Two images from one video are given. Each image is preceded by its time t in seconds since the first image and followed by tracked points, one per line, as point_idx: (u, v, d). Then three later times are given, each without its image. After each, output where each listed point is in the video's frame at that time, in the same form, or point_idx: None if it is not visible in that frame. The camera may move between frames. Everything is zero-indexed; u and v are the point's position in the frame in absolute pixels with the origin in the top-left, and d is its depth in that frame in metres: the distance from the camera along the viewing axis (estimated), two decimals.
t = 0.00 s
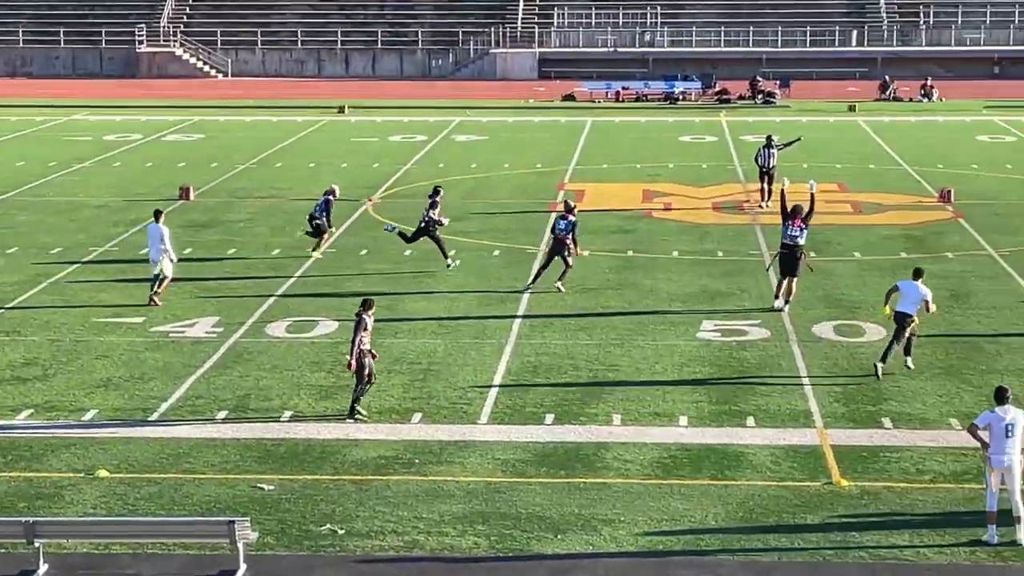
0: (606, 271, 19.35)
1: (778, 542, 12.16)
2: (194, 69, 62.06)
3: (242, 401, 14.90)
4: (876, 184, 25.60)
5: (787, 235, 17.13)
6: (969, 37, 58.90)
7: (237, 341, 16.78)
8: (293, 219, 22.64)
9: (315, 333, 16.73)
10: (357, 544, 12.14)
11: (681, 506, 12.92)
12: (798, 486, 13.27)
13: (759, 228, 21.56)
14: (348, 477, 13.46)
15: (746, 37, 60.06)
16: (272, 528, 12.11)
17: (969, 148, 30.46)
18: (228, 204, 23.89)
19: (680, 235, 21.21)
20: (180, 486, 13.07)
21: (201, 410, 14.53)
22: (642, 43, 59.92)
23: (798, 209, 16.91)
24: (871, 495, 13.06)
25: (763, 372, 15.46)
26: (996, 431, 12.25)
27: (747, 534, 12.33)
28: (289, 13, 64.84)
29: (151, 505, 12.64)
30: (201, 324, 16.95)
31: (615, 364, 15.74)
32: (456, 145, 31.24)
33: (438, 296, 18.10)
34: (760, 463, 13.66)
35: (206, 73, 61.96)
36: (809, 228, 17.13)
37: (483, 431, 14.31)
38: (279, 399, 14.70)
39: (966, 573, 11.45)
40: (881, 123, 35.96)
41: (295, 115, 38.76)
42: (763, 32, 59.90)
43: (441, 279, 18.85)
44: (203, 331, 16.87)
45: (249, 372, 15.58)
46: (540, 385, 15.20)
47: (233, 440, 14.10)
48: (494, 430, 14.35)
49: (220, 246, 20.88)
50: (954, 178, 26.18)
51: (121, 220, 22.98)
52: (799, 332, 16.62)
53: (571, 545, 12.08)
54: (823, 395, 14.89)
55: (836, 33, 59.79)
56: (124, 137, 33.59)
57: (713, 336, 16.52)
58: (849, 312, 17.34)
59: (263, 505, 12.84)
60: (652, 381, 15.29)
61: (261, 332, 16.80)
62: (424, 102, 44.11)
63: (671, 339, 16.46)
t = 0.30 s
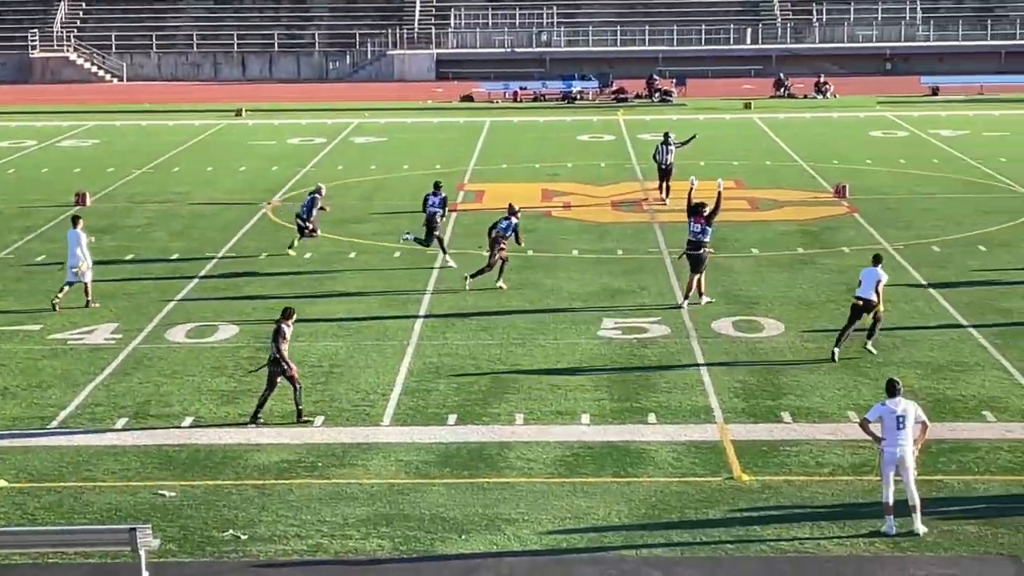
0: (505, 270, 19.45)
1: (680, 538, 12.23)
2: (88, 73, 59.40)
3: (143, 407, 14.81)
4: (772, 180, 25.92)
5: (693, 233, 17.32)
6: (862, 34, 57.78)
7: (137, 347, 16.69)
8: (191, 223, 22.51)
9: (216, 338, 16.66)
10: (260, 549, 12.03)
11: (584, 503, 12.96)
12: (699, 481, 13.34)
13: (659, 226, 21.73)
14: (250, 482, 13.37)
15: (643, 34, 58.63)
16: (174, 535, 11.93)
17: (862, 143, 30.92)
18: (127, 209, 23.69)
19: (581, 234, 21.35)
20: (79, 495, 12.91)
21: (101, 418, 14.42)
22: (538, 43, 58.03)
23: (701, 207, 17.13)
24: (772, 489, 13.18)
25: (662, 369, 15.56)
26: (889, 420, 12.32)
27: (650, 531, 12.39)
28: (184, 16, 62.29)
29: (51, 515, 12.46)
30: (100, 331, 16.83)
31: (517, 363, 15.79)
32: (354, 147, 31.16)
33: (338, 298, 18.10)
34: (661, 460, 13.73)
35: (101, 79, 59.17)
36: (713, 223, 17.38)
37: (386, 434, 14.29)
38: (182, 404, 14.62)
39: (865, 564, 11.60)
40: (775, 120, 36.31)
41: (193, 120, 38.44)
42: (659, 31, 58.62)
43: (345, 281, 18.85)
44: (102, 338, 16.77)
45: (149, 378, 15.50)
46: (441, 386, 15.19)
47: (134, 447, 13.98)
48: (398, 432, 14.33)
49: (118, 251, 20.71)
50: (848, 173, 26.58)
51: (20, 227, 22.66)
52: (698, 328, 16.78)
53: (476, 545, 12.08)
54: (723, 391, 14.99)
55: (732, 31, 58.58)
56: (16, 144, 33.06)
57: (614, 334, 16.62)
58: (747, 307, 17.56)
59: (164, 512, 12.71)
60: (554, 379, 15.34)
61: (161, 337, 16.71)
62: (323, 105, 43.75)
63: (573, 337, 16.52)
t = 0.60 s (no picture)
0: (417, 268, 19.48)
1: (594, 532, 12.23)
2: None
3: (55, 412, 14.67)
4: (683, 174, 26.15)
5: (615, 226, 17.50)
6: (769, 29, 57.71)
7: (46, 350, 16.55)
8: (98, 225, 22.30)
9: (126, 340, 16.56)
10: (173, 552, 11.88)
11: (499, 500, 12.94)
12: (613, 476, 13.37)
13: (571, 222, 21.93)
14: (161, 485, 13.24)
15: (551, 31, 57.79)
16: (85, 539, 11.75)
17: (771, 137, 31.26)
18: (34, 212, 23.41)
19: (496, 231, 21.41)
20: None
21: (10, 422, 14.28)
22: (447, 40, 57.37)
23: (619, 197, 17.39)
24: (685, 482, 13.22)
25: (574, 365, 15.60)
26: (797, 413, 12.27)
27: (564, 526, 12.39)
28: (88, 16, 60.30)
29: None
30: (8, 335, 16.66)
31: (429, 361, 15.80)
32: (261, 147, 31.01)
33: (250, 298, 18.04)
34: (575, 455, 13.75)
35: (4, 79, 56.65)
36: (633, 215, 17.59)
37: (299, 434, 14.22)
38: (93, 407, 14.52)
39: (777, 555, 11.68)
40: (683, 115, 36.55)
41: (98, 121, 37.96)
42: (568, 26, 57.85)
43: (259, 281, 18.80)
44: (9, 341, 16.61)
45: (58, 382, 15.36)
46: (353, 385, 15.16)
47: (44, 452, 13.84)
48: (311, 431, 14.27)
49: (26, 254, 20.47)
50: (757, 167, 26.86)
51: None
52: (609, 323, 16.88)
53: (390, 544, 12.03)
54: (635, 384, 15.07)
55: (641, 26, 57.99)
56: None
57: (526, 330, 16.66)
58: (658, 301, 17.70)
59: (74, 517, 12.52)
60: (467, 376, 15.36)
61: (70, 341, 16.58)
62: (234, 105, 43.32)
63: (485, 334, 16.57)
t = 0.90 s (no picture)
0: (348, 266, 19.49)
1: (525, 527, 12.20)
2: None
3: None
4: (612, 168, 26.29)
5: (557, 220, 17.63)
6: (694, 23, 56.32)
7: None
8: (24, 226, 22.09)
9: (53, 340, 16.44)
10: (101, 554, 11.73)
11: (430, 496, 12.88)
12: (544, 470, 13.35)
13: (500, 218, 22.10)
14: (89, 486, 13.08)
15: (477, 27, 55.96)
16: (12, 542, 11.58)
17: (699, 130, 31.41)
18: None
19: (430, 229, 21.46)
20: None
21: None
22: (373, 37, 55.32)
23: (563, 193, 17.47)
24: (614, 476, 13.23)
25: (504, 360, 15.62)
26: (726, 407, 12.21)
27: (495, 522, 12.35)
28: (10, 14, 58.32)
29: None
30: None
31: (358, 358, 15.78)
32: (186, 145, 30.79)
33: (179, 298, 17.96)
34: (505, 450, 13.73)
35: None
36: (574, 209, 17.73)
37: (228, 433, 14.14)
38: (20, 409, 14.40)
39: (707, 547, 11.71)
40: (610, 109, 36.57)
41: (23, 121, 37.41)
42: (493, 22, 56.08)
43: (189, 279, 18.73)
44: None
45: None
46: (282, 383, 15.12)
47: None
48: (240, 431, 14.19)
49: None
50: (686, 161, 26.98)
51: None
52: (539, 318, 16.94)
53: (321, 542, 11.92)
54: (565, 379, 15.12)
55: (566, 22, 56.45)
56: None
57: (456, 326, 16.69)
58: (587, 295, 17.80)
59: None
60: (395, 373, 15.36)
61: None
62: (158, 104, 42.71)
63: (413, 330, 16.59)
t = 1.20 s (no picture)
0: (291, 264, 19.47)
1: (471, 524, 12.09)
2: None
3: None
4: (557, 164, 26.36)
5: (518, 214, 17.66)
6: (635, 18, 56.17)
7: None
8: None
9: None
10: (45, 556, 11.54)
11: (374, 494, 12.77)
12: (488, 467, 13.28)
13: (444, 215, 22.16)
14: (30, 488, 12.92)
15: (419, 23, 55.69)
16: None
17: (643, 125, 31.54)
18: None
19: (377, 227, 21.47)
20: None
21: None
22: (315, 34, 54.84)
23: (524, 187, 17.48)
24: (559, 471, 13.19)
25: (448, 358, 15.63)
26: (671, 402, 12.06)
27: (440, 519, 12.25)
28: None
29: None
30: None
31: (302, 356, 15.75)
32: (127, 144, 30.58)
33: (123, 298, 17.86)
34: (449, 447, 13.68)
35: None
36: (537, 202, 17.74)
37: (172, 434, 14.04)
38: None
39: (652, 542, 11.67)
40: (553, 105, 36.60)
41: None
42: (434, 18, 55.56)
43: (133, 279, 18.64)
44: None
45: None
46: (226, 383, 15.06)
47: None
48: (183, 431, 14.10)
49: None
50: (630, 156, 27.09)
51: None
52: (483, 315, 17.01)
53: (266, 541, 11.76)
54: (510, 375, 15.16)
55: (507, 17, 55.98)
56: None
57: (399, 323, 16.72)
58: (530, 292, 17.88)
59: None
60: (339, 371, 15.33)
61: None
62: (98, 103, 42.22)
63: (357, 328, 16.59)
